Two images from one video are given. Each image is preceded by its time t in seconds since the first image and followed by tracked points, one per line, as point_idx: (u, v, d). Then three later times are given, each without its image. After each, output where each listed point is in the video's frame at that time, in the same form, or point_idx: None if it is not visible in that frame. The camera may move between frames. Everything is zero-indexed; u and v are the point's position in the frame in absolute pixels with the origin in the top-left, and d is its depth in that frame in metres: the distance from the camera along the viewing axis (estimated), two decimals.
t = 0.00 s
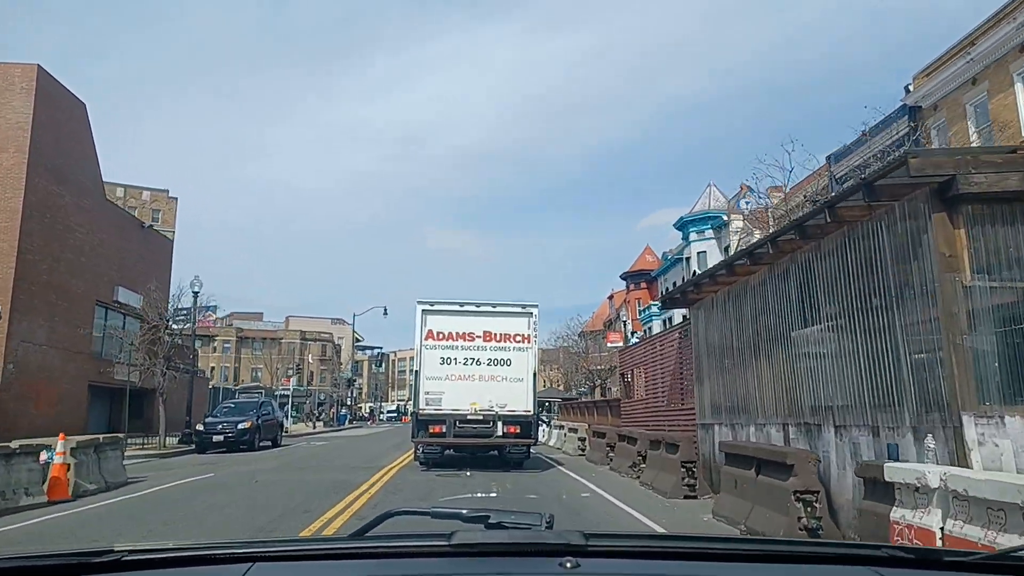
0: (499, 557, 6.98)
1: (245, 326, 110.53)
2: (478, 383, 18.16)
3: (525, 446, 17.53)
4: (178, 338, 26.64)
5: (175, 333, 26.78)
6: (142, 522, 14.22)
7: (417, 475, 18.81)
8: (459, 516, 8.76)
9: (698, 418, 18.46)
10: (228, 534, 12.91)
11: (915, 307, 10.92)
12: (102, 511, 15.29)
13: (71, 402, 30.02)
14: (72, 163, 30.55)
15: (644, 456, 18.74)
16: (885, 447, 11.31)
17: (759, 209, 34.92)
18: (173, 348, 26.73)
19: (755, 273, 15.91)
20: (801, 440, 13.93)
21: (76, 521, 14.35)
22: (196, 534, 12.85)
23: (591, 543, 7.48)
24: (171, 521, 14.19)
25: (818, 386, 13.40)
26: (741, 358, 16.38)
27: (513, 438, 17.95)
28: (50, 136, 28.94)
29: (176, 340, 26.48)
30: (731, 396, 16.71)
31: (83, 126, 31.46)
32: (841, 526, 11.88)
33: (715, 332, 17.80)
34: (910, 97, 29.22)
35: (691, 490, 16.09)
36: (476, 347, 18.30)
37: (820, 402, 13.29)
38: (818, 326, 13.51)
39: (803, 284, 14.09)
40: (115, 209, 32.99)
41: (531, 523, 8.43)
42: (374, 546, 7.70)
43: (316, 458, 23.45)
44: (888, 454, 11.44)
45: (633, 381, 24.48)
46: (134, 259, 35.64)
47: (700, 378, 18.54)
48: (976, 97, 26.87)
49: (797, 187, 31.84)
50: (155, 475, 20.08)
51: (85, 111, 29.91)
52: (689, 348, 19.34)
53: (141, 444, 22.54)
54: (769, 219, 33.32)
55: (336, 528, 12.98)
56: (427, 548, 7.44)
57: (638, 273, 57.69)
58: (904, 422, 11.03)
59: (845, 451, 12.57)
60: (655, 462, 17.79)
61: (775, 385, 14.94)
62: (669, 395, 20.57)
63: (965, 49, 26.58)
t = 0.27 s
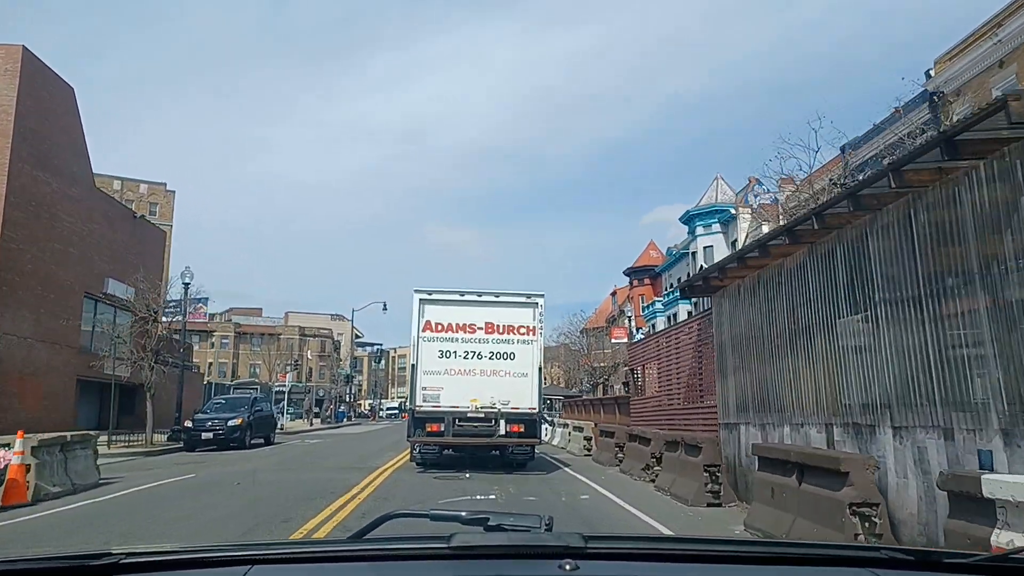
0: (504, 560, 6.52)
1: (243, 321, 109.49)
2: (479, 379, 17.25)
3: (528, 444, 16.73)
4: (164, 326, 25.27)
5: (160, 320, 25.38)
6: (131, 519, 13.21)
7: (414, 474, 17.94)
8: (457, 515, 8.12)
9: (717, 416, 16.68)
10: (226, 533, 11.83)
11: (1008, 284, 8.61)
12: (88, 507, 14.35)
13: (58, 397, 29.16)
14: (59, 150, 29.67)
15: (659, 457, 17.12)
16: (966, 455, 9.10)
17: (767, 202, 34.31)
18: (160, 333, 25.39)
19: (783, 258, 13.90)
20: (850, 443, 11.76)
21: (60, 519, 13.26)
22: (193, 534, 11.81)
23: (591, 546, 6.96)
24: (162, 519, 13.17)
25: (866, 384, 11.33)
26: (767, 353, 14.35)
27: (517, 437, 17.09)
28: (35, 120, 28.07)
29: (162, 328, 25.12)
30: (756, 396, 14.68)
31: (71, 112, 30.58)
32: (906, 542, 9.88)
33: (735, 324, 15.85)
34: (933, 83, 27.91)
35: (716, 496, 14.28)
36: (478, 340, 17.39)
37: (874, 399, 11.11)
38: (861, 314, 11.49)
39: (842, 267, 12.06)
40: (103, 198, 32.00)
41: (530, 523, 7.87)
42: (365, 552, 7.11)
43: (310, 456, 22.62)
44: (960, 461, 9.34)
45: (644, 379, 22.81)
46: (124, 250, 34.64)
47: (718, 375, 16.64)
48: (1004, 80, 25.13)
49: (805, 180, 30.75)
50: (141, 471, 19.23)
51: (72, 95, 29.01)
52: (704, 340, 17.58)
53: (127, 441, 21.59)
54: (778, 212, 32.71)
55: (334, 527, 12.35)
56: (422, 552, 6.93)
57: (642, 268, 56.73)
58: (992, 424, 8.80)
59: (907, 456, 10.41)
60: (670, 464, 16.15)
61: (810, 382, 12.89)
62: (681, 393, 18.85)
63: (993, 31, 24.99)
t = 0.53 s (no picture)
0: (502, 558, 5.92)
1: (241, 322, 108.60)
2: (480, 377, 16.45)
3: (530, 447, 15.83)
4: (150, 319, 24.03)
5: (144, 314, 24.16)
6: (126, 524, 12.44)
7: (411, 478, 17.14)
8: (455, 514, 7.48)
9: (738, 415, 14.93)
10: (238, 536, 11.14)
11: None
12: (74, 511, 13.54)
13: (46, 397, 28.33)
14: (45, 143, 28.87)
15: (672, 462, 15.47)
16: None
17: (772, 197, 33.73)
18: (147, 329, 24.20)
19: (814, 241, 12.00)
20: (906, 449, 9.74)
21: (48, 525, 12.40)
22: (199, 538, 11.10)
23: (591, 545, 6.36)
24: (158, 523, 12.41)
25: (925, 381, 9.32)
26: (799, 350, 12.40)
27: (520, 440, 16.28)
28: (19, 112, 27.30)
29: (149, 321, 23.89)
30: (788, 399, 12.73)
31: (57, 105, 29.82)
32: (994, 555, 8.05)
33: (759, 318, 13.95)
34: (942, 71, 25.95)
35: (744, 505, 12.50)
36: (478, 336, 16.57)
37: (939, 398, 9.07)
38: (915, 299, 9.52)
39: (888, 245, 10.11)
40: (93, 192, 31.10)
41: (531, 523, 7.23)
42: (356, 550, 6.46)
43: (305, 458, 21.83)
44: None
45: (652, 378, 21.11)
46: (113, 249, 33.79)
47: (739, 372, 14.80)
48: None
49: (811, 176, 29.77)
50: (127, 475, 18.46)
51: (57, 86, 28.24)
52: (719, 333, 15.77)
53: (113, 444, 20.73)
54: (784, 208, 32.13)
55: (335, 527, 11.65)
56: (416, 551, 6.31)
57: (644, 267, 55.89)
58: None
59: (982, 465, 8.43)
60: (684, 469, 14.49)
61: (854, 381, 10.90)
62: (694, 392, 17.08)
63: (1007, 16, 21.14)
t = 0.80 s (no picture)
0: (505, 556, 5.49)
1: (241, 323, 107.79)
2: (482, 377, 15.23)
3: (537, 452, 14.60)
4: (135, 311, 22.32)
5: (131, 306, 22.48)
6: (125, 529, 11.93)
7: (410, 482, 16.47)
8: (456, 514, 7.03)
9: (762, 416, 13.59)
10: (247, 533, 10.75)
11: None
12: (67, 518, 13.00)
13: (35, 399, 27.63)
14: (32, 137, 28.16)
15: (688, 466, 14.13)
16: None
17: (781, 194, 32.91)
18: (137, 327, 22.63)
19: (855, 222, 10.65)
20: (975, 457, 8.46)
21: (44, 532, 11.80)
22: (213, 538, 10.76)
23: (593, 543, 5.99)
24: (158, 526, 11.90)
25: (1002, 377, 8.01)
26: (838, 344, 11.07)
27: (526, 444, 14.98)
28: (5, 105, 26.59)
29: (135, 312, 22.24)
30: (826, 398, 11.38)
31: (44, 99, 29.13)
32: None
33: (788, 310, 12.57)
34: (964, 55, 24.19)
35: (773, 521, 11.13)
36: (480, 333, 15.36)
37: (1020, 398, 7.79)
38: (984, 284, 8.24)
39: (951, 223, 8.79)
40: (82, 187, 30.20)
41: (531, 524, 6.82)
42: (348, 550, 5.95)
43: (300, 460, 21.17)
44: None
45: (665, 377, 19.72)
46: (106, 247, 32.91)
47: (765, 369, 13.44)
48: None
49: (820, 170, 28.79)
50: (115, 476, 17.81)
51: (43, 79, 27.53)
52: (743, 326, 14.39)
53: (101, 448, 20.04)
54: (793, 204, 31.25)
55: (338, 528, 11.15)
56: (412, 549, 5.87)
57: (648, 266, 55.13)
58: None
59: None
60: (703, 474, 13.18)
61: (909, 378, 9.59)
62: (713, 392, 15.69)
63: None
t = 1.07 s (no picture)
0: (508, 558, 5.37)
1: (240, 325, 107.03)
2: (485, 378, 14.46)
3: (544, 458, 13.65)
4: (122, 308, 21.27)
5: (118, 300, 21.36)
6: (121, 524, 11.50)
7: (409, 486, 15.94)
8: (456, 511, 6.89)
9: (790, 420, 12.65)
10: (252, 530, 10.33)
11: None
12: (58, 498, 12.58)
13: (25, 402, 27.04)
14: (22, 133, 27.52)
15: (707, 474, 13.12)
16: None
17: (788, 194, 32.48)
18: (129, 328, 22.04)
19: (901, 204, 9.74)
20: None
21: (45, 530, 11.31)
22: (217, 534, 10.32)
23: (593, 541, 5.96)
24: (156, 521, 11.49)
25: None
26: (881, 339, 10.22)
27: (530, 449, 14.17)
28: None
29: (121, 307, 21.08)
30: (872, 396, 10.46)
31: (34, 95, 28.51)
32: None
33: (823, 303, 11.63)
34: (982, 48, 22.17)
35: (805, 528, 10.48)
36: (483, 331, 14.58)
37: None
38: None
39: (1019, 199, 7.91)
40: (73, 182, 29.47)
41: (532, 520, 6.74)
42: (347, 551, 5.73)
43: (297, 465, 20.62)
44: None
45: (678, 376, 18.58)
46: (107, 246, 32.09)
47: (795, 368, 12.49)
48: None
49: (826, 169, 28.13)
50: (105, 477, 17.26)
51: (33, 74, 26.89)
52: (771, 324, 13.35)
53: (91, 452, 19.45)
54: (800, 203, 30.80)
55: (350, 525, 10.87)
56: (411, 549, 5.76)
57: (651, 267, 54.50)
58: None
59: None
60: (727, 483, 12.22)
61: (970, 373, 8.72)
62: (734, 394, 14.63)
63: None
